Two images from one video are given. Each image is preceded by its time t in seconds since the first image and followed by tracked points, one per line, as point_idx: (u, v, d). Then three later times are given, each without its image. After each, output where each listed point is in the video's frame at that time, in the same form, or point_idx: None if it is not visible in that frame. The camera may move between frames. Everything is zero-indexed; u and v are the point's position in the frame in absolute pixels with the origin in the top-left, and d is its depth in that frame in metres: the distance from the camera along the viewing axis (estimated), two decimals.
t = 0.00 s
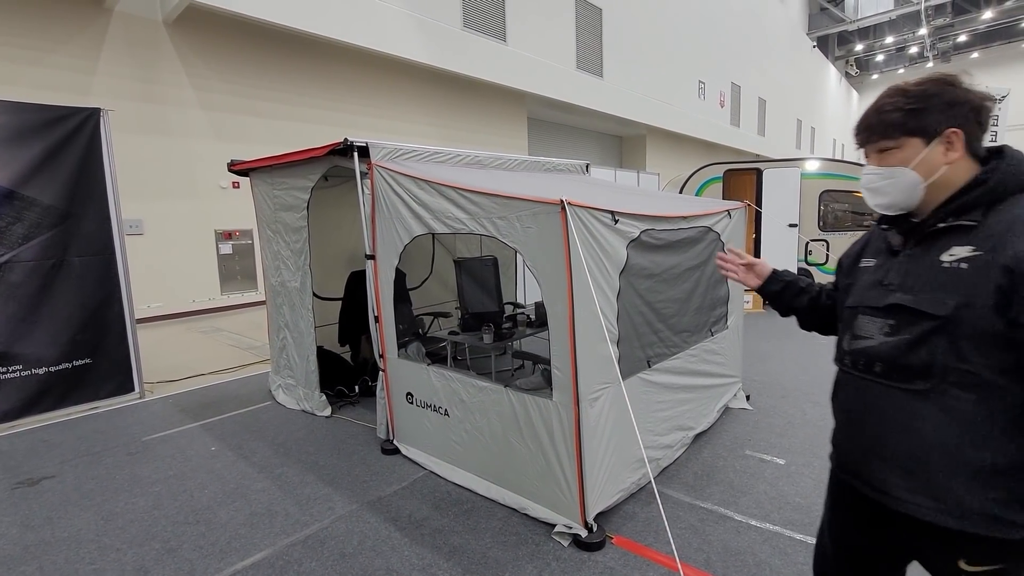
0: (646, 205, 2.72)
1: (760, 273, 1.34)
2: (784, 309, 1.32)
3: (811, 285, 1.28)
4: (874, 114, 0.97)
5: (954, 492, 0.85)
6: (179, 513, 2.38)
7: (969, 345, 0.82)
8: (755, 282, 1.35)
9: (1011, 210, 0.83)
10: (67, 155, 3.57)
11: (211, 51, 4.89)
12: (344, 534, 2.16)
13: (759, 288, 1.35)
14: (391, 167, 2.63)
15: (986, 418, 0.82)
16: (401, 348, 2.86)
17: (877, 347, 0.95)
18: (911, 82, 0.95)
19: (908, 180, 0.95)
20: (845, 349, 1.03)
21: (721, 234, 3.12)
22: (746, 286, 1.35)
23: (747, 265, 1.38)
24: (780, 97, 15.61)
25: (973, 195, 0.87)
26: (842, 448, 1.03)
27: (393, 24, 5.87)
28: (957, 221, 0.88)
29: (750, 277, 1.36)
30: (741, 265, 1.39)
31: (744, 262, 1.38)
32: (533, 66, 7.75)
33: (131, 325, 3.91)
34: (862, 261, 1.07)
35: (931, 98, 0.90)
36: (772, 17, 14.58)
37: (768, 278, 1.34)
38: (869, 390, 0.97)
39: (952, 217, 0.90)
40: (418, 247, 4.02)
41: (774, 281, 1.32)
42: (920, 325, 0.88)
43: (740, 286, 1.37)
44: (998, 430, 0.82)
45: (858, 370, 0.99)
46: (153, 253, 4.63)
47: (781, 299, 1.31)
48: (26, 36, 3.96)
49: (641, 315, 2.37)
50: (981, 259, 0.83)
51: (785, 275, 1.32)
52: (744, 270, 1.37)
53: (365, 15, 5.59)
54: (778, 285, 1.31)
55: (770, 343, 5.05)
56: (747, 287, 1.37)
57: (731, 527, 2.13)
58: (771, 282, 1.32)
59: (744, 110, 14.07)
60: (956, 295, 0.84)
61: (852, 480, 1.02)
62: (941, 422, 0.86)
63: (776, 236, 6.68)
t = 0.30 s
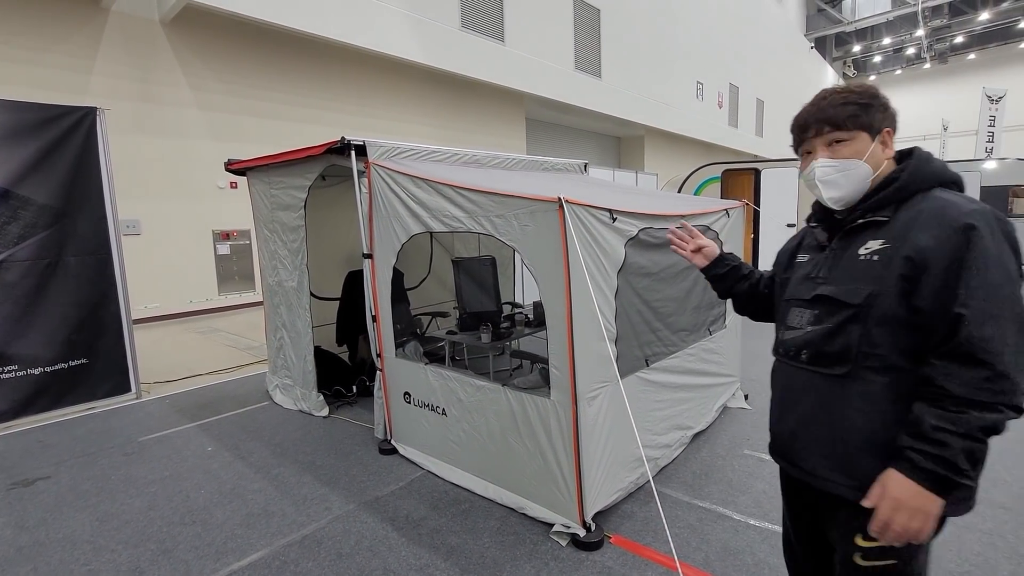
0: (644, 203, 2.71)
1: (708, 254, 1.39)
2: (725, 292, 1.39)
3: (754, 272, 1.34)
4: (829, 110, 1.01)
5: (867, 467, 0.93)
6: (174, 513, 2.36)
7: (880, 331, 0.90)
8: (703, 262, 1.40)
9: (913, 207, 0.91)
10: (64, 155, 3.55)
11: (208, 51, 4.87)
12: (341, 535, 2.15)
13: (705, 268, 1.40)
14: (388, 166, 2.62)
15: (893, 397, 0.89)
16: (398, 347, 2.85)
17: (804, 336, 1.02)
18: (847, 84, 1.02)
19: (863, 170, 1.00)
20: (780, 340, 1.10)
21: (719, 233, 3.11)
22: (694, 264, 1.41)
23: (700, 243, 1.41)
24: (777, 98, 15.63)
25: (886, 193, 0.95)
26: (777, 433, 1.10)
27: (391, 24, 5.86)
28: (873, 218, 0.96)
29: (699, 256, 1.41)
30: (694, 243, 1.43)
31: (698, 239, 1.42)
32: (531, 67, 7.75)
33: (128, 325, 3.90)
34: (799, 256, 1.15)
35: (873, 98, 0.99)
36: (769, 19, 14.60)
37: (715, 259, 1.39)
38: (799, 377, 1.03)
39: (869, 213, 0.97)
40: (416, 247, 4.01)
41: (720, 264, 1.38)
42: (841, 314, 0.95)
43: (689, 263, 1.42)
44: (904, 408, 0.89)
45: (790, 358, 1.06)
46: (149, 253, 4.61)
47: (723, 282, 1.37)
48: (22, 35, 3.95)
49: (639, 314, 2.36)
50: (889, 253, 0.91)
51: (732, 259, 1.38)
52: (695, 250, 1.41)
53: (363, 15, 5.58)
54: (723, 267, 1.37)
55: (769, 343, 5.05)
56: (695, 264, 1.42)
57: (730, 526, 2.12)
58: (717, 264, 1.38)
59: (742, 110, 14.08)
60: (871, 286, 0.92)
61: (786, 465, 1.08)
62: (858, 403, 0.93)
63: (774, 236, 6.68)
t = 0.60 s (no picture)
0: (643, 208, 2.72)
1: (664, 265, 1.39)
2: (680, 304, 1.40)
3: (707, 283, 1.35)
4: (786, 124, 1.00)
5: (816, 478, 0.93)
6: (174, 518, 2.37)
7: (822, 346, 0.91)
8: (660, 272, 1.40)
9: (848, 223, 0.92)
10: (64, 159, 3.56)
11: (207, 54, 4.88)
12: (340, 541, 2.15)
13: (662, 278, 1.41)
14: (387, 172, 2.63)
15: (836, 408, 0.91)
16: (398, 352, 2.85)
17: (754, 350, 1.02)
18: (799, 100, 1.03)
19: (812, 188, 1.01)
20: (731, 352, 1.10)
21: (718, 237, 3.12)
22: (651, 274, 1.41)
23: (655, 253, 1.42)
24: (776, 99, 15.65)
25: (823, 210, 0.96)
26: (732, 444, 1.10)
27: (391, 27, 5.87)
28: (812, 234, 0.97)
29: (656, 267, 1.41)
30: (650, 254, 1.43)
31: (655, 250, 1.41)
32: (530, 69, 7.76)
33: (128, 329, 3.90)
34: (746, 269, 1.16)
35: (823, 117, 1.01)
36: (768, 21, 14.64)
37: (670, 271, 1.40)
38: (748, 390, 1.03)
39: (808, 230, 0.98)
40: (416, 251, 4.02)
41: (676, 275, 1.39)
42: (785, 329, 0.96)
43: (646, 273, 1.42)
44: (847, 418, 0.91)
45: (739, 371, 1.06)
46: (148, 257, 4.62)
47: (679, 294, 1.38)
48: (22, 40, 3.96)
49: (637, 320, 2.37)
50: (828, 268, 0.92)
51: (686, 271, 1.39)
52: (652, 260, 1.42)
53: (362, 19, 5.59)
54: (678, 279, 1.38)
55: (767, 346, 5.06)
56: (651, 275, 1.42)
57: (729, 532, 2.13)
58: (672, 275, 1.39)
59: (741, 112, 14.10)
60: (810, 300, 0.93)
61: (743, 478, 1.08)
62: (804, 414, 0.93)
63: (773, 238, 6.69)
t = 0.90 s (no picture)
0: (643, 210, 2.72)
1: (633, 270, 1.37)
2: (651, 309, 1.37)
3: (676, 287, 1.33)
4: (769, 124, 0.98)
5: (757, 483, 0.95)
6: (174, 521, 2.36)
7: (775, 355, 0.91)
8: (630, 278, 1.38)
9: (814, 233, 0.92)
10: (64, 161, 3.56)
11: (207, 56, 4.88)
12: (340, 543, 2.15)
13: (632, 285, 1.38)
14: (387, 174, 2.63)
15: (784, 417, 0.92)
16: (397, 354, 2.85)
17: (710, 352, 1.03)
18: (787, 99, 1.00)
19: (784, 194, 0.99)
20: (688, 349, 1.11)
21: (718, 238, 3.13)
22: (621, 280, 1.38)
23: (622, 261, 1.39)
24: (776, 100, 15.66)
25: (791, 217, 0.95)
26: (682, 438, 1.11)
27: (391, 28, 5.88)
28: (777, 241, 0.97)
29: (625, 273, 1.38)
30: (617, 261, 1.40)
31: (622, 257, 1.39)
32: (530, 70, 7.77)
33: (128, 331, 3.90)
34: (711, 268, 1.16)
35: (808, 121, 0.99)
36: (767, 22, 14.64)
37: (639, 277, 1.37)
38: (702, 391, 1.04)
39: (774, 236, 0.98)
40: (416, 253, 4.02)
41: (645, 280, 1.36)
42: (742, 333, 0.96)
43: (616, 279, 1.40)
44: (794, 428, 0.92)
45: (695, 369, 1.07)
46: (148, 259, 4.62)
47: (648, 299, 1.36)
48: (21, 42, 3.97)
49: (637, 322, 2.37)
50: (787, 279, 0.92)
51: (655, 276, 1.36)
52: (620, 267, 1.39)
53: (362, 20, 5.59)
54: (648, 285, 1.35)
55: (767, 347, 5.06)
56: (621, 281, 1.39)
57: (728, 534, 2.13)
58: (641, 281, 1.36)
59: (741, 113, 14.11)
60: (767, 308, 0.93)
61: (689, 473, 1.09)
62: (752, 419, 0.95)
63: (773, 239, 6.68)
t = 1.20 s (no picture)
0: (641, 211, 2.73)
1: (600, 282, 1.33)
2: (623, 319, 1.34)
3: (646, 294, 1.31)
4: (761, 123, 0.97)
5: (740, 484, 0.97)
6: (175, 521, 2.37)
7: (762, 358, 0.92)
8: (598, 290, 1.35)
9: (798, 237, 0.94)
10: (65, 162, 3.57)
11: (207, 57, 4.89)
12: (340, 543, 2.16)
13: (601, 296, 1.35)
14: (386, 176, 2.64)
15: (769, 419, 0.94)
16: (398, 355, 2.86)
17: (693, 356, 1.03)
18: (780, 100, 1.00)
19: (769, 196, 0.99)
20: (667, 353, 1.11)
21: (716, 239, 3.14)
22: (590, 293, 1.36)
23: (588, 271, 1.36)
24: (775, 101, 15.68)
25: (776, 220, 0.97)
26: (662, 442, 1.11)
27: (391, 30, 5.89)
28: (760, 243, 0.98)
29: (593, 285, 1.35)
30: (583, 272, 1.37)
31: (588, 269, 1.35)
32: (529, 71, 7.78)
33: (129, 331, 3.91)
34: (681, 268, 1.17)
35: (798, 125, 0.99)
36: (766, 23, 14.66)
37: (607, 287, 1.34)
38: (687, 396, 1.04)
39: (756, 239, 0.99)
40: (416, 255, 4.04)
41: (614, 289, 1.33)
42: (729, 338, 0.96)
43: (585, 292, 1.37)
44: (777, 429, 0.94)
45: (676, 373, 1.07)
46: (149, 260, 4.64)
47: (619, 309, 1.33)
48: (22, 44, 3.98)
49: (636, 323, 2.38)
50: (775, 282, 0.93)
51: (624, 285, 1.33)
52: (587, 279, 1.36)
53: (362, 21, 5.61)
54: (618, 295, 1.32)
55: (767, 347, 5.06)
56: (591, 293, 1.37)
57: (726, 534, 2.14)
58: (610, 292, 1.33)
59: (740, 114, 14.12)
60: (755, 312, 0.94)
61: (671, 478, 1.09)
62: (741, 424, 0.95)
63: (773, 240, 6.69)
